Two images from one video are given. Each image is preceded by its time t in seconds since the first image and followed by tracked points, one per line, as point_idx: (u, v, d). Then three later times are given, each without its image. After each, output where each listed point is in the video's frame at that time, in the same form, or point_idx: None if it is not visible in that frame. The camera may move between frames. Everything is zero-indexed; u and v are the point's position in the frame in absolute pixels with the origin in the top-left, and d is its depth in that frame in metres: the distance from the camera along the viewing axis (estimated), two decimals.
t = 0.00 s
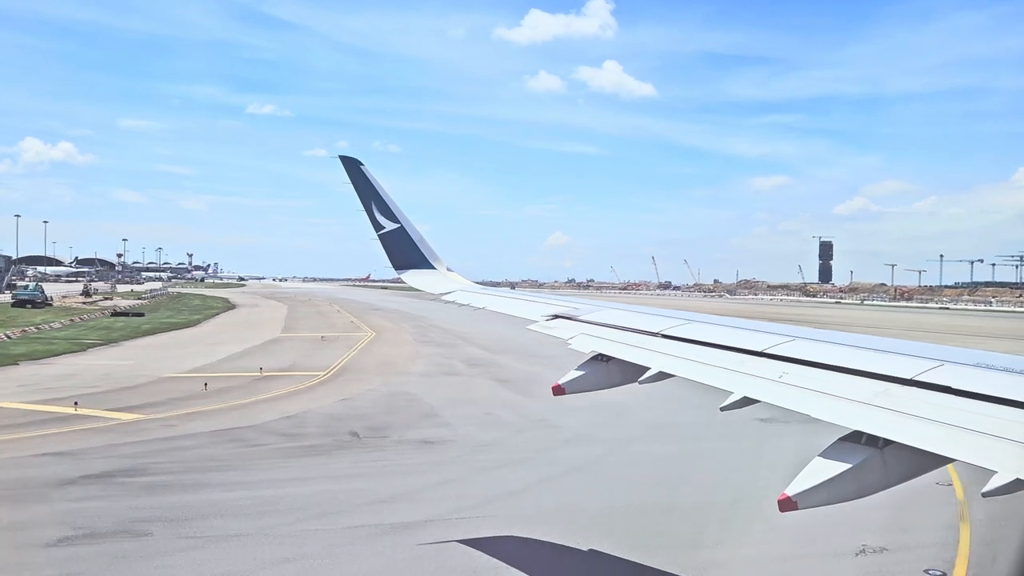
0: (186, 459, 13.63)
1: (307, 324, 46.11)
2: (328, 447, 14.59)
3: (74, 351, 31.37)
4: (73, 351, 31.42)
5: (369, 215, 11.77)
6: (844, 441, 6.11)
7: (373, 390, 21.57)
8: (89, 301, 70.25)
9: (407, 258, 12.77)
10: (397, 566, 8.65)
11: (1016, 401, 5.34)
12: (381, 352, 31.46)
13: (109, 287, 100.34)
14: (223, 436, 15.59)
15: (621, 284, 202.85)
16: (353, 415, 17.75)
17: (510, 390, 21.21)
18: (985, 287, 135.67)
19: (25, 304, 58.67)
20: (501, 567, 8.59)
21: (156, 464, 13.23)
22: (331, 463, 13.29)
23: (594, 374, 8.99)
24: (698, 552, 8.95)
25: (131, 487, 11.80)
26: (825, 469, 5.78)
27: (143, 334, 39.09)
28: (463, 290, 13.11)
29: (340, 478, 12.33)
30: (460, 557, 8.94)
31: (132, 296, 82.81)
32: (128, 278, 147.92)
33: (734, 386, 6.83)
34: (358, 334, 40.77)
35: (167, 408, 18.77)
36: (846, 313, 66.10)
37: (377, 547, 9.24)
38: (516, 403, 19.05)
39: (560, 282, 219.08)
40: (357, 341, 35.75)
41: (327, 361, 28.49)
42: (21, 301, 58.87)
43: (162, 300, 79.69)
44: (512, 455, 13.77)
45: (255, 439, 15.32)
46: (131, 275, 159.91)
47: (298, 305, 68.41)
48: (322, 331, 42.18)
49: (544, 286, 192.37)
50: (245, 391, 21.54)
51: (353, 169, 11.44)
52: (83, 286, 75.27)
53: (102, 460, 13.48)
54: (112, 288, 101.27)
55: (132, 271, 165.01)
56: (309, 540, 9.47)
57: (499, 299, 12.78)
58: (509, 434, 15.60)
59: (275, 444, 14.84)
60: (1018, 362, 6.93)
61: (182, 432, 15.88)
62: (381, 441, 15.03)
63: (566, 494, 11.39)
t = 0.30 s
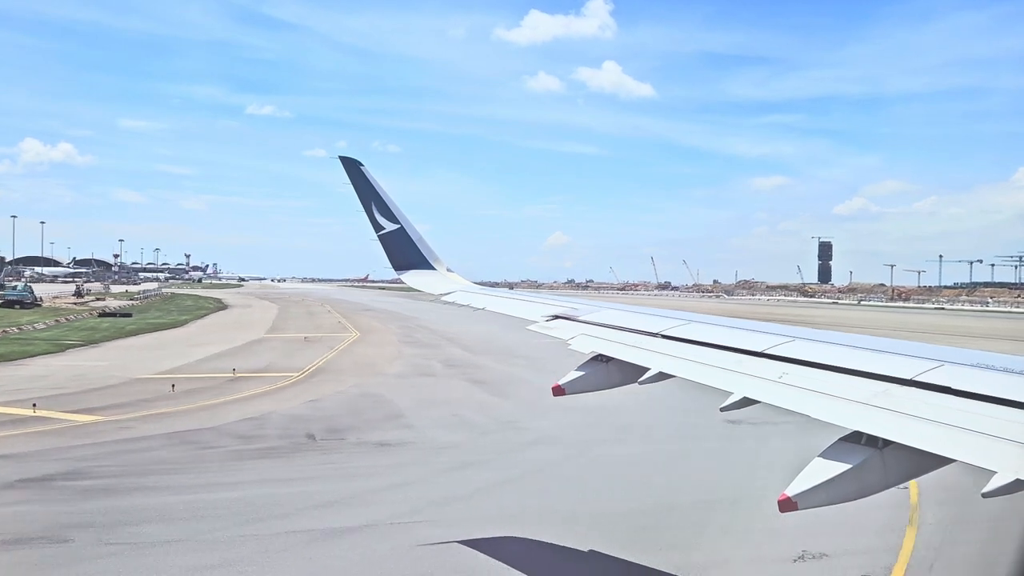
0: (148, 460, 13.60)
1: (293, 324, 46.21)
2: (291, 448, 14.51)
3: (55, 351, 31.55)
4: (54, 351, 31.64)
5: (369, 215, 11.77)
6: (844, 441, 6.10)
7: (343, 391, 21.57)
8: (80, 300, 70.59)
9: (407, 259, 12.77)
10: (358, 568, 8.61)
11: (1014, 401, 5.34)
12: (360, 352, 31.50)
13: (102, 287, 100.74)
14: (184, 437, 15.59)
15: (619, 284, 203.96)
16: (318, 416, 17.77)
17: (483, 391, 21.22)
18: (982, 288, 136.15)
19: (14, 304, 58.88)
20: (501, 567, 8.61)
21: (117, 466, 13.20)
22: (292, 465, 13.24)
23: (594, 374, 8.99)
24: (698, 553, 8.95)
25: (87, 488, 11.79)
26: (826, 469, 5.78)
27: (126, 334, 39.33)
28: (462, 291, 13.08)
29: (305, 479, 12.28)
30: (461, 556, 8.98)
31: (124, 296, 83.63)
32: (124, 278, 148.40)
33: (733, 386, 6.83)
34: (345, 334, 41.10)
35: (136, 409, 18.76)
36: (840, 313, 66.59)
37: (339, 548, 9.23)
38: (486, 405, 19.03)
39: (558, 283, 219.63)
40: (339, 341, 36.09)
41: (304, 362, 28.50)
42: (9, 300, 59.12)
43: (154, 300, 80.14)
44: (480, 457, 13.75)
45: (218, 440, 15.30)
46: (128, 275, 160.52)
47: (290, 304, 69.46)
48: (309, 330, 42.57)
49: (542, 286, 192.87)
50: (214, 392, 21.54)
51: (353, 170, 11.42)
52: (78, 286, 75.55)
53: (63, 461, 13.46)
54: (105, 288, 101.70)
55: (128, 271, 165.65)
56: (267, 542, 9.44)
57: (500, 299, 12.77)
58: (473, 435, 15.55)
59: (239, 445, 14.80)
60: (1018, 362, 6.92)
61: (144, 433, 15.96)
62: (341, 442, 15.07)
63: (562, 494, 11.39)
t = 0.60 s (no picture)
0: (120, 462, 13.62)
1: (279, 326, 46.30)
2: (261, 450, 14.53)
3: (36, 351, 31.83)
4: (36, 351, 31.99)
5: (369, 215, 11.76)
6: (844, 441, 6.10)
7: (313, 392, 21.54)
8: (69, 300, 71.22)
9: (407, 259, 12.77)
10: (337, 567, 8.64)
11: (1013, 401, 5.35)
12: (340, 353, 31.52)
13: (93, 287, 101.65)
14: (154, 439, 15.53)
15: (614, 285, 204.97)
16: (286, 418, 17.79)
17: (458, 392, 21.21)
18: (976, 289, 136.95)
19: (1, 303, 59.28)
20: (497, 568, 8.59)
21: (86, 467, 13.13)
22: (261, 467, 13.19)
23: (594, 374, 8.99)
24: (698, 553, 8.96)
25: (54, 488, 11.81)
26: (826, 469, 5.78)
27: (108, 334, 39.74)
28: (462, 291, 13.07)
29: (281, 480, 12.33)
30: (463, 557, 8.98)
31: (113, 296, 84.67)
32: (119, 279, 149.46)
33: (734, 385, 6.83)
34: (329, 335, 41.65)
35: (108, 412, 18.68)
36: (829, 314, 67.53)
37: (315, 549, 9.24)
38: (458, 407, 18.98)
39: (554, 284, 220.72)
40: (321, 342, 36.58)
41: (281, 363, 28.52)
42: None
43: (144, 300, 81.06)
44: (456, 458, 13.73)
45: (187, 442, 15.27)
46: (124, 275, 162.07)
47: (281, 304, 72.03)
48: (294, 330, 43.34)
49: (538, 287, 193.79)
50: (182, 393, 21.57)
51: (353, 170, 11.43)
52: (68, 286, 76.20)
53: (33, 463, 13.40)
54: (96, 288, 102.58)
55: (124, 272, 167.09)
56: (244, 544, 9.39)
57: (501, 299, 12.76)
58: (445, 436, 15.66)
59: (209, 447, 14.86)
60: (1017, 362, 6.93)
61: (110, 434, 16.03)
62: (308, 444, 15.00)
63: (556, 495, 11.41)
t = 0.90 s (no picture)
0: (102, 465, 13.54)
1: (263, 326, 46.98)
2: (233, 451, 14.66)
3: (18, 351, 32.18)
4: (19, 351, 32.38)
5: (369, 216, 11.77)
6: (844, 442, 6.10)
7: (280, 394, 21.63)
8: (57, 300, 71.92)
9: (408, 260, 12.77)
10: (322, 565, 8.72)
11: (1012, 401, 5.35)
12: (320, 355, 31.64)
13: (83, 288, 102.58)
14: (134, 442, 15.47)
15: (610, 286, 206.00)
16: (262, 420, 17.74)
17: (442, 394, 21.24)
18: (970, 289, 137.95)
19: None
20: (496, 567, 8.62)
21: (65, 470, 13.15)
22: (239, 468, 13.28)
23: (595, 375, 8.99)
24: (697, 554, 8.97)
25: (31, 488, 11.94)
26: (826, 469, 5.78)
27: (91, 334, 40.19)
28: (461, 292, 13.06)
29: (266, 480, 12.43)
30: (465, 558, 8.98)
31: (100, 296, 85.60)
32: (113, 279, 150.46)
33: (734, 386, 6.83)
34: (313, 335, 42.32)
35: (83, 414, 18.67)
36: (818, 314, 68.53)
37: (302, 548, 9.31)
38: (434, 407, 19.16)
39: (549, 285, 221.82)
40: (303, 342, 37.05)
41: (256, 365, 28.42)
42: None
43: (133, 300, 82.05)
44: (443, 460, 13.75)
45: (167, 445, 15.23)
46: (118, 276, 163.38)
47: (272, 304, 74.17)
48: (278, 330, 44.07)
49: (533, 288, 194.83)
50: (148, 396, 21.50)
51: (353, 171, 11.43)
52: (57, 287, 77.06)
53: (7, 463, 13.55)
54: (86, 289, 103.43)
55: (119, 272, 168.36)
56: (231, 545, 9.39)
57: (501, 300, 12.77)
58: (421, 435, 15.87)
59: (190, 449, 14.84)
60: (1016, 362, 6.95)
61: (82, 437, 16.05)
62: (290, 447, 15.00)
63: (551, 495, 11.45)
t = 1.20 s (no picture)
0: (90, 468, 13.54)
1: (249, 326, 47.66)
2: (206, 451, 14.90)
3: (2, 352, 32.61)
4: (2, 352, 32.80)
5: (369, 218, 11.77)
6: (844, 442, 6.11)
7: (253, 394, 21.92)
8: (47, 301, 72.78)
9: (407, 262, 12.78)
10: (310, 565, 8.79)
11: (1011, 402, 5.35)
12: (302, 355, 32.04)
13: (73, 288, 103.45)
14: (108, 445, 15.48)
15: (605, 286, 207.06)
16: (247, 422, 17.76)
17: (430, 395, 21.29)
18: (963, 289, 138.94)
19: None
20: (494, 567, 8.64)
21: (46, 471, 13.31)
22: (214, 468, 13.49)
23: (595, 376, 9.00)
24: (696, 554, 8.99)
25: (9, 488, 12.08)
26: (827, 470, 5.79)
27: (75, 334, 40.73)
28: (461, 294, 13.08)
29: (251, 481, 12.54)
30: (465, 558, 9.01)
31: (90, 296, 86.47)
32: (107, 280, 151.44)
33: (733, 386, 6.84)
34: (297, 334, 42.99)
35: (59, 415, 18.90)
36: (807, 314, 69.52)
37: (292, 548, 9.38)
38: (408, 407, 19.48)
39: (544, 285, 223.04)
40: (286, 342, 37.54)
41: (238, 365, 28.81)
42: None
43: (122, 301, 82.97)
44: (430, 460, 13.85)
45: (142, 446, 15.36)
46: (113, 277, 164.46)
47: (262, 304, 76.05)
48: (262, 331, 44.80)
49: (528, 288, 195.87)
50: (120, 396, 21.75)
51: (353, 173, 11.45)
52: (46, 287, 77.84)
53: None
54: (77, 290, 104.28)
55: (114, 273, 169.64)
56: (218, 545, 9.48)
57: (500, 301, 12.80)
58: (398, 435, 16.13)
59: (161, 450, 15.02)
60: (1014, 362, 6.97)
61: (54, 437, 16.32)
62: (265, 448, 15.08)
63: (546, 495, 11.49)
